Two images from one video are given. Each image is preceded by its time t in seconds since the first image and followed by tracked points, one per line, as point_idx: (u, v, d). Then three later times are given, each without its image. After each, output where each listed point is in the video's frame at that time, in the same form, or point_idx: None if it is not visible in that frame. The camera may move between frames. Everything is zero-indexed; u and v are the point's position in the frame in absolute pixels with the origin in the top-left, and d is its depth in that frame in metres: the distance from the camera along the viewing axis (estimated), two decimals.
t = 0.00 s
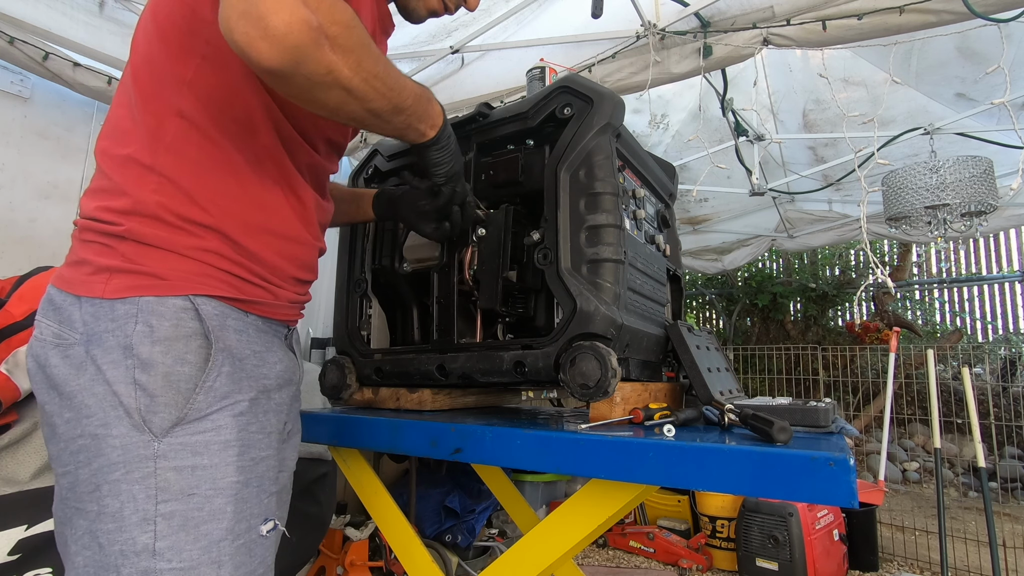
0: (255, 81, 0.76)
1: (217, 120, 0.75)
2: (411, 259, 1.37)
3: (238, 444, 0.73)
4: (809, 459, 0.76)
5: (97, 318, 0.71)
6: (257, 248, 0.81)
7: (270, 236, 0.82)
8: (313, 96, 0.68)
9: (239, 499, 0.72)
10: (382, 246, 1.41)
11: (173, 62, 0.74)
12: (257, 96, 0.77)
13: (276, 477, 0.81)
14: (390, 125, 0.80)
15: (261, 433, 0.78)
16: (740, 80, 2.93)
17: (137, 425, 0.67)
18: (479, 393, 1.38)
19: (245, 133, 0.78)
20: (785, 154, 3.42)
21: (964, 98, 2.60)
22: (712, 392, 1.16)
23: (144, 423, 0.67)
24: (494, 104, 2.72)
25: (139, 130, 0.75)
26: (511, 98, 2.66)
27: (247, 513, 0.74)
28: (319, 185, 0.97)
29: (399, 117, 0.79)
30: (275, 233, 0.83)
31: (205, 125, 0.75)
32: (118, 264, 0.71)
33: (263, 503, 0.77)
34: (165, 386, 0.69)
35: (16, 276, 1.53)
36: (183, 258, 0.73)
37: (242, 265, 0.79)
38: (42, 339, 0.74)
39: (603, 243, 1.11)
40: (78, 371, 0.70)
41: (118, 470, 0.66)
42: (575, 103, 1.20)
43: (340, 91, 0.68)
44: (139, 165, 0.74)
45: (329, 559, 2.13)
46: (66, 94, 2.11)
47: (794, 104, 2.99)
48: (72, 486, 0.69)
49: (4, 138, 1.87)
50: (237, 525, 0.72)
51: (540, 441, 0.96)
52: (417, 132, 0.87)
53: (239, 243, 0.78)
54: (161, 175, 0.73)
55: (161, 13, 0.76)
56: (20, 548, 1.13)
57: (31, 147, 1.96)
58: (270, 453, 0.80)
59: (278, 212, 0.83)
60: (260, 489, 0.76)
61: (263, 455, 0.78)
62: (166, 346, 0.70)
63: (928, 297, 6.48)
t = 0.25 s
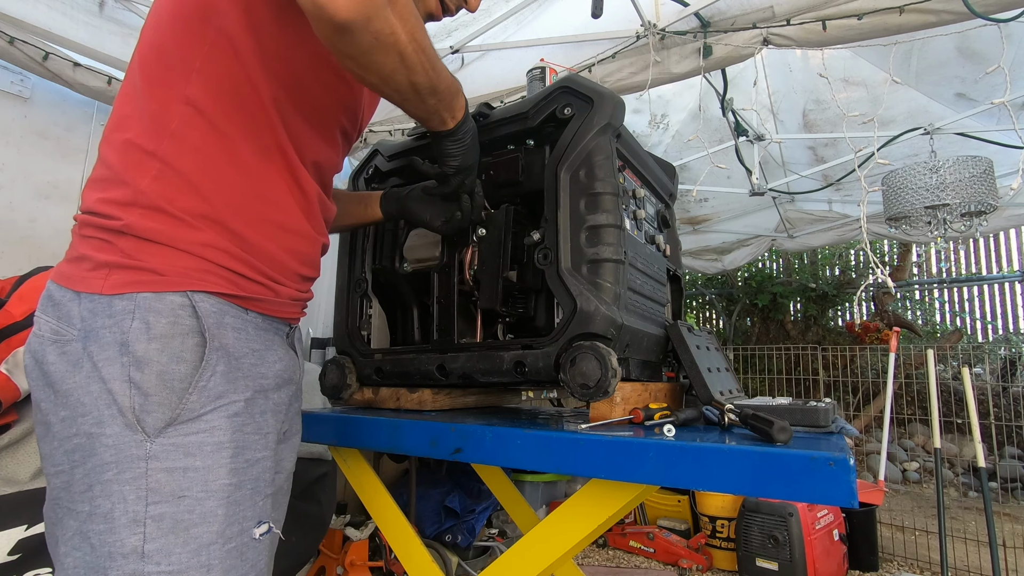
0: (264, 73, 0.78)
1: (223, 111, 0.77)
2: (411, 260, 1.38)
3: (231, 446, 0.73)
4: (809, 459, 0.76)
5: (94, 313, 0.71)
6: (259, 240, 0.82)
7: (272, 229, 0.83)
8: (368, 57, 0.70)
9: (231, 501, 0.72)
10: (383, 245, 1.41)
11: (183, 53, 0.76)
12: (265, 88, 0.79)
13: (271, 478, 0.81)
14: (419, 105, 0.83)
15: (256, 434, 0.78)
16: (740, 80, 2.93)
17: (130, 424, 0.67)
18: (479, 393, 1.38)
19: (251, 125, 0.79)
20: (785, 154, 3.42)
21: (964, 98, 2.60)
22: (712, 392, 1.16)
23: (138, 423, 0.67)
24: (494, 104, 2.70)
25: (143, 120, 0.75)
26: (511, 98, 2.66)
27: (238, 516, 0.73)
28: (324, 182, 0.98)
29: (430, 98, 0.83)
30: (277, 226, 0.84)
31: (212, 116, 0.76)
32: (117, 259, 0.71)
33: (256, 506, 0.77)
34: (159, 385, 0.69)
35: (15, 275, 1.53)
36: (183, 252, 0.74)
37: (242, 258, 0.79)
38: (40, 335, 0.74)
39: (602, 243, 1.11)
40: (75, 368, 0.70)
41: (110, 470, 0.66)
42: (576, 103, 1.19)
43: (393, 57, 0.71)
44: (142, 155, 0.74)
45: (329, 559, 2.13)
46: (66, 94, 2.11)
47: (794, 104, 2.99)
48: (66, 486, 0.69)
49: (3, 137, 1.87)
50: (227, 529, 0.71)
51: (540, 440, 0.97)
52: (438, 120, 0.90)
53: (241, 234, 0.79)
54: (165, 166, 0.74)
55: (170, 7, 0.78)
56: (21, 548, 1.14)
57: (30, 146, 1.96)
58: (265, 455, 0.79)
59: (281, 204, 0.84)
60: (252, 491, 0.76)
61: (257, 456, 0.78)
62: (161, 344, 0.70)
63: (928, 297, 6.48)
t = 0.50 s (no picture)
0: (270, 65, 0.79)
1: (228, 103, 0.77)
2: (411, 259, 1.37)
3: (235, 445, 0.73)
4: (809, 459, 0.76)
5: (95, 311, 0.71)
6: (262, 235, 0.82)
7: (275, 224, 0.83)
8: (412, 21, 0.71)
9: (234, 501, 0.72)
10: (383, 246, 1.41)
11: (189, 45, 0.76)
12: (270, 82, 0.79)
13: (274, 478, 0.81)
14: (446, 83, 0.85)
15: (259, 433, 0.78)
16: (740, 80, 2.93)
17: (133, 423, 0.67)
18: (479, 393, 1.38)
19: (255, 118, 0.79)
20: (785, 154, 3.42)
21: (964, 98, 2.60)
22: (712, 392, 1.16)
23: (141, 421, 0.67)
24: (494, 104, 2.72)
25: (148, 112, 0.76)
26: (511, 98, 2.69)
27: (243, 515, 0.73)
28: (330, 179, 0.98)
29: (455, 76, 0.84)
30: (280, 221, 0.84)
31: (217, 108, 0.76)
32: (118, 258, 0.71)
33: (260, 505, 0.76)
34: (161, 384, 0.69)
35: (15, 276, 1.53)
36: (184, 248, 0.74)
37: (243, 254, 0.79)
38: (41, 334, 0.73)
39: (603, 243, 1.11)
40: (76, 366, 0.70)
41: (113, 470, 0.66)
42: (575, 103, 1.19)
43: (433, 26, 0.73)
44: (146, 147, 0.74)
45: (330, 559, 2.13)
46: (66, 94, 2.11)
47: (794, 104, 2.99)
48: (67, 487, 0.69)
49: (3, 138, 1.87)
50: (231, 528, 0.71)
51: (541, 441, 0.96)
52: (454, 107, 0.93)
53: (244, 228, 0.79)
54: (168, 158, 0.74)
55: None
56: (21, 548, 1.14)
57: (30, 146, 1.96)
58: (268, 454, 0.79)
59: (284, 200, 0.84)
60: (256, 490, 0.76)
61: (261, 455, 0.77)
62: (164, 341, 0.70)
63: (928, 297, 6.48)
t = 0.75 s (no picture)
0: (277, 63, 0.79)
1: (233, 100, 0.77)
2: (411, 260, 1.37)
3: (234, 445, 0.73)
4: (809, 459, 0.76)
5: (93, 310, 0.71)
6: (264, 234, 0.82)
7: (277, 223, 0.83)
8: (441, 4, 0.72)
9: (234, 502, 0.72)
10: (382, 246, 1.42)
11: (195, 41, 0.77)
12: (276, 79, 0.80)
13: (273, 479, 0.81)
14: (459, 74, 0.87)
15: (259, 433, 0.78)
16: (740, 79, 2.93)
17: (131, 423, 0.67)
18: (479, 393, 1.38)
19: (260, 115, 0.80)
20: (785, 154, 3.42)
21: (964, 98, 2.60)
22: (712, 392, 1.16)
23: (139, 421, 0.67)
24: (494, 104, 2.72)
25: (152, 107, 0.76)
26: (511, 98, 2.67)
27: (242, 517, 0.73)
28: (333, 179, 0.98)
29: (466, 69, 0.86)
30: (282, 220, 0.84)
31: (222, 104, 0.77)
32: (118, 255, 0.71)
33: (259, 506, 0.76)
34: (159, 384, 0.69)
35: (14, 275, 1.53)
36: (184, 246, 0.74)
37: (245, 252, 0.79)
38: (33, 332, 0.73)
39: (603, 243, 1.11)
40: (72, 365, 0.70)
41: (111, 470, 0.66)
42: (575, 103, 1.19)
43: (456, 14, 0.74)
44: (149, 142, 0.74)
45: (330, 559, 2.13)
46: (66, 94, 2.11)
47: (794, 104, 2.99)
48: (61, 488, 0.68)
49: (3, 138, 1.87)
50: (231, 530, 0.71)
51: (541, 441, 0.96)
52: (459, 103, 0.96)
53: (246, 226, 0.79)
54: (172, 153, 0.74)
55: None
56: (22, 547, 1.14)
57: (30, 146, 1.96)
58: (267, 455, 0.79)
59: (287, 198, 0.84)
60: (256, 491, 0.76)
61: (260, 456, 0.78)
62: (163, 341, 0.70)
63: (928, 297, 6.48)
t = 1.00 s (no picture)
0: (272, 60, 0.79)
1: (228, 97, 0.77)
2: (411, 260, 1.37)
3: (226, 447, 0.73)
4: (809, 459, 0.76)
5: (81, 308, 0.70)
6: (258, 232, 0.82)
7: (271, 221, 0.83)
8: (427, 16, 0.72)
9: (226, 504, 0.72)
10: (382, 246, 1.42)
11: (190, 36, 0.76)
12: (272, 76, 0.80)
13: (266, 481, 0.81)
14: (450, 84, 0.86)
15: (251, 435, 0.78)
16: (740, 80, 2.93)
17: (121, 424, 0.67)
18: (479, 393, 1.38)
19: (255, 112, 0.80)
20: (785, 154, 3.42)
21: (964, 98, 2.60)
22: (712, 392, 1.16)
23: (129, 423, 0.67)
24: (494, 104, 2.72)
25: (146, 102, 0.75)
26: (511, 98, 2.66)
27: (234, 519, 0.73)
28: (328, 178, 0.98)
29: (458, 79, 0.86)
30: (276, 218, 0.84)
31: (217, 101, 0.76)
32: (107, 253, 0.71)
33: (252, 509, 0.76)
34: (150, 384, 0.69)
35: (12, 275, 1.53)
36: (176, 244, 0.73)
37: (237, 250, 0.79)
38: (21, 331, 0.73)
39: (602, 243, 1.11)
40: (60, 365, 0.70)
41: (100, 473, 0.66)
42: (575, 103, 1.19)
43: (447, 23, 0.74)
44: (142, 138, 0.74)
45: (329, 559, 2.13)
46: (66, 94, 2.11)
47: (794, 104, 2.99)
48: (49, 490, 0.68)
49: (3, 138, 1.87)
50: (222, 533, 0.71)
51: (540, 440, 0.96)
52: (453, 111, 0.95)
53: (240, 224, 0.79)
54: (165, 150, 0.74)
55: None
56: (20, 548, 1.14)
57: (30, 146, 1.96)
58: (260, 456, 0.79)
59: (281, 196, 0.84)
60: (248, 493, 0.76)
61: (253, 458, 0.77)
62: (153, 341, 0.70)
63: (928, 297, 6.48)
